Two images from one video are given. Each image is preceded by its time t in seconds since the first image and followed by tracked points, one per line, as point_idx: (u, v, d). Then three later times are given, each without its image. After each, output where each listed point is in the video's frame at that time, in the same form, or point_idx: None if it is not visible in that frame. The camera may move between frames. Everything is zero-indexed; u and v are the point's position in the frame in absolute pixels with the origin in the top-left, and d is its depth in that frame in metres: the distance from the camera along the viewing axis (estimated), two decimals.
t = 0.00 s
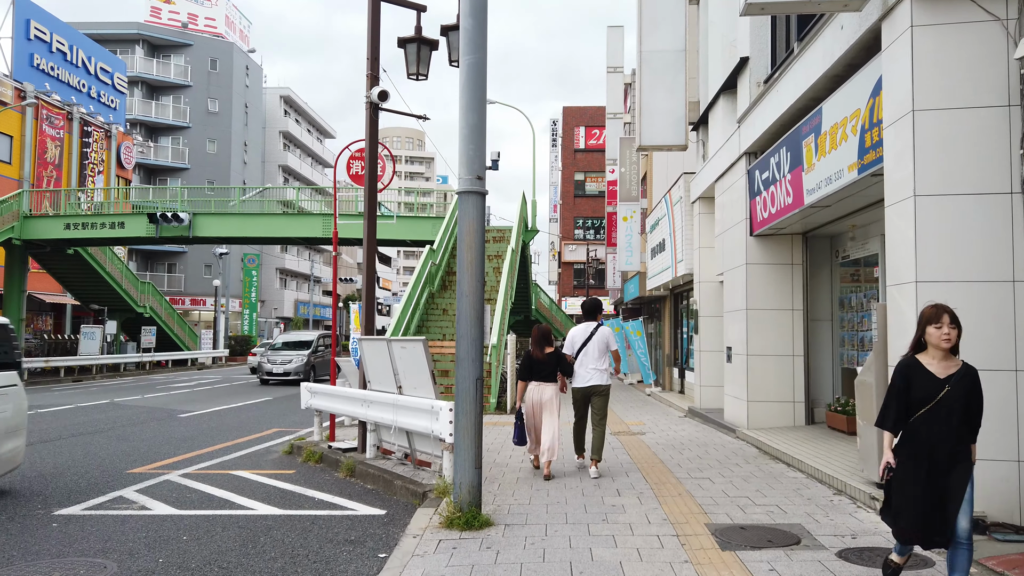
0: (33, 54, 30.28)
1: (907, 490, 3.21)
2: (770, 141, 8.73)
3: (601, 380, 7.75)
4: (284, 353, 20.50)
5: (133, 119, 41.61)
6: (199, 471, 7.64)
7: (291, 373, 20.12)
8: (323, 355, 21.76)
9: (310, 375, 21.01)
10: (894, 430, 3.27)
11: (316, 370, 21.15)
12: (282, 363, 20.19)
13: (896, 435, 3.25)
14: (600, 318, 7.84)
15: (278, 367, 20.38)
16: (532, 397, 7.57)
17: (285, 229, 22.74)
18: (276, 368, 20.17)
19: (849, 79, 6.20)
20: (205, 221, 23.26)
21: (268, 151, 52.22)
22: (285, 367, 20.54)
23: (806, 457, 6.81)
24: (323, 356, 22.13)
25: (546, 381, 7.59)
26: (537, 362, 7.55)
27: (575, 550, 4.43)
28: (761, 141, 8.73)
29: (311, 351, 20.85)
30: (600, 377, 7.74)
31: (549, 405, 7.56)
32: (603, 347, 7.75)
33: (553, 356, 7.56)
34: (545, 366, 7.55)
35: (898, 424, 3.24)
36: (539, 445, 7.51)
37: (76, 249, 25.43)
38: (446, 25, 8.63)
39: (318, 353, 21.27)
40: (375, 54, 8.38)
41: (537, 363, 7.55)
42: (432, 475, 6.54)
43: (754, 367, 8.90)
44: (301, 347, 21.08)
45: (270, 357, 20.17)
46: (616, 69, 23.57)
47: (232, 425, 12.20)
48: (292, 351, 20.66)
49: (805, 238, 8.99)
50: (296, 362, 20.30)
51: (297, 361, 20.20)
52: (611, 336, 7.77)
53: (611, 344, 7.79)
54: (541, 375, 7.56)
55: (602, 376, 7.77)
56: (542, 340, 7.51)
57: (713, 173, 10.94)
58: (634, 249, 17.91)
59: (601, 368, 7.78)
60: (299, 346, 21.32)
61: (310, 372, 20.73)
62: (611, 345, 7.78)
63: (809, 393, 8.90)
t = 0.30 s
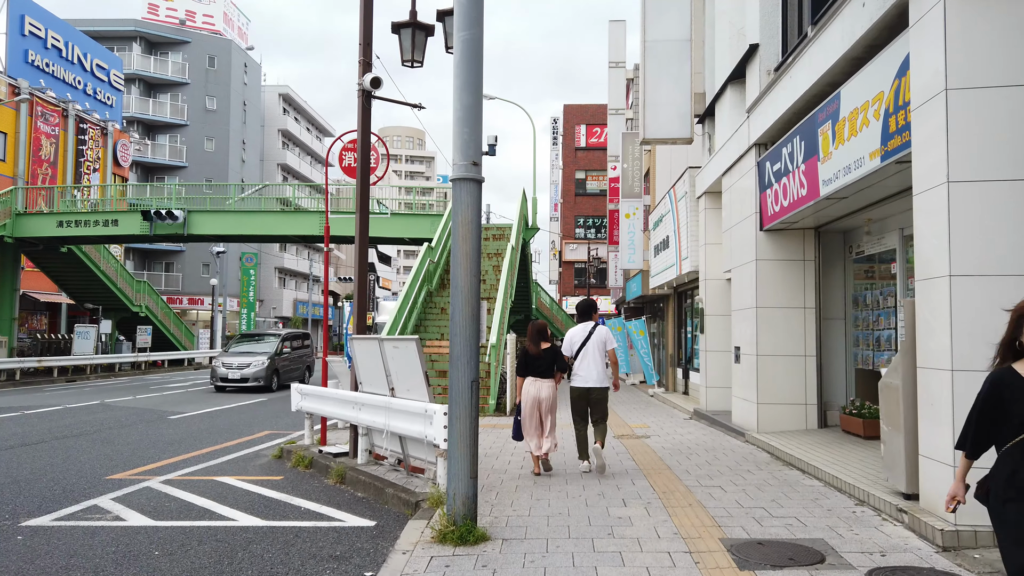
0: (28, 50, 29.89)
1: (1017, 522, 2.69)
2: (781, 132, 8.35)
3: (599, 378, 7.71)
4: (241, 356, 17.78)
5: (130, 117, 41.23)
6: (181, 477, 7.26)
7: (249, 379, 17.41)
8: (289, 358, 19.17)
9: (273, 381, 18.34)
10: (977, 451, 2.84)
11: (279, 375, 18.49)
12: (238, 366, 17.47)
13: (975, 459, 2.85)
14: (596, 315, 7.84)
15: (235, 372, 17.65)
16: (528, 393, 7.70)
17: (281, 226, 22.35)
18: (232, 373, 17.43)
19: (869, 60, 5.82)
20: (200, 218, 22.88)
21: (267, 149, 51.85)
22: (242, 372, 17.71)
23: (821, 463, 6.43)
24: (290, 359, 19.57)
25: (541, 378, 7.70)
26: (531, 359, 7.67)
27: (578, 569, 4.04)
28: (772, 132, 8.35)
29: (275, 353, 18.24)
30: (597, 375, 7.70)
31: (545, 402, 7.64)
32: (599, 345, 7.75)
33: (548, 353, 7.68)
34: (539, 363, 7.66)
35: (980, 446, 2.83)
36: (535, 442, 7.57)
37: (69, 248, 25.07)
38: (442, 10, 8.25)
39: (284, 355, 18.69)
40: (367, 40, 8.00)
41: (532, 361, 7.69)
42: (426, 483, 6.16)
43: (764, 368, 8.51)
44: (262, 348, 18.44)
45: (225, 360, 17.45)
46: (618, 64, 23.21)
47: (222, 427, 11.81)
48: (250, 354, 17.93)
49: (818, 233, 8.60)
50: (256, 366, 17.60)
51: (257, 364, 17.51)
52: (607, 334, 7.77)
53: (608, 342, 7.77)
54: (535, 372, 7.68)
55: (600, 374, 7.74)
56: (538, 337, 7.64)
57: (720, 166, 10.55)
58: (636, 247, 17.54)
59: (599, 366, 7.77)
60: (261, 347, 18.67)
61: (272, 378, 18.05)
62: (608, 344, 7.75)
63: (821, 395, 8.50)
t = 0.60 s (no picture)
0: (22, 46, 29.48)
1: None
2: (792, 120, 7.96)
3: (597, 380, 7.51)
4: (182, 358, 15.03)
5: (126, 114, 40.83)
6: (160, 483, 6.88)
7: (191, 386, 14.66)
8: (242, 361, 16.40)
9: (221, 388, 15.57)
10: None
11: (230, 381, 15.73)
12: (177, 370, 14.71)
13: None
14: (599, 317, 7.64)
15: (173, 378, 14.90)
16: (528, 396, 7.40)
17: (277, 224, 21.96)
18: (170, 379, 14.64)
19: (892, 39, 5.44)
20: (194, 215, 22.48)
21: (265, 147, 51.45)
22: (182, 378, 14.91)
23: (839, 469, 6.05)
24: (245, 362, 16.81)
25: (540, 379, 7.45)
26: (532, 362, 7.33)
27: None
28: (783, 121, 7.96)
29: (224, 355, 15.47)
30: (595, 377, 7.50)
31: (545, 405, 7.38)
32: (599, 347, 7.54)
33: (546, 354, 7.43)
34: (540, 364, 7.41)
35: None
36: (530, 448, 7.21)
37: (62, 245, 24.69)
38: None
39: (236, 357, 15.96)
40: (358, 23, 7.61)
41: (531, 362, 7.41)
42: (418, 490, 5.77)
43: (774, 368, 8.11)
44: (209, 349, 15.63)
45: (162, 363, 14.69)
46: (619, 59, 22.84)
47: (211, 429, 11.43)
48: (193, 356, 15.14)
49: (831, 226, 8.21)
50: (199, 371, 14.83)
51: (201, 369, 14.76)
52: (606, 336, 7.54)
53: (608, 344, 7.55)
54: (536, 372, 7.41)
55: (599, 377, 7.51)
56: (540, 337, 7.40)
57: (727, 158, 10.15)
58: (638, 244, 17.17)
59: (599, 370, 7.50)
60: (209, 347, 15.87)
61: (219, 384, 15.25)
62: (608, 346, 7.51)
63: (835, 396, 8.11)
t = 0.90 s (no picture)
0: (15, 43, 29.08)
1: None
2: (803, 111, 7.57)
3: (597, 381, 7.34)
4: (95, 363, 12.13)
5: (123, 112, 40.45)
6: (136, 494, 6.50)
7: (103, 398, 11.79)
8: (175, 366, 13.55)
9: (145, 400, 12.66)
10: None
11: (157, 391, 12.89)
12: (87, 379, 11.84)
13: None
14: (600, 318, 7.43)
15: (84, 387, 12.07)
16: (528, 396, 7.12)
17: (272, 222, 21.58)
18: (79, 389, 11.79)
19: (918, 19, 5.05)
20: (188, 213, 22.06)
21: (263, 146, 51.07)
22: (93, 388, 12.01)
23: (859, 480, 5.66)
24: (180, 368, 13.89)
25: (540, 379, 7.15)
26: (531, 360, 7.14)
27: None
28: (794, 111, 7.57)
29: (149, 361, 12.56)
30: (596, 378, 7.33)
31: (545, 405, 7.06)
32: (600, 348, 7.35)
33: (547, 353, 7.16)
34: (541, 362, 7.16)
35: None
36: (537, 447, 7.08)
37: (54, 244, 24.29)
38: None
39: (166, 362, 13.09)
40: (347, 7, 7.21)
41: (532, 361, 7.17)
42: (408, 503, 5.38)
43: (785, 370, 7.72)
44: (130, 352, 12.72)
45: (69, 368, 11.83)
46: (620, 54, 22.47)
47: (200, 433, 11.05)
48: (109, 360, 12.28)
49: (844, 222, 7.81)
50: (115, 379, 11.95)
51: (117, 376, 11.91)
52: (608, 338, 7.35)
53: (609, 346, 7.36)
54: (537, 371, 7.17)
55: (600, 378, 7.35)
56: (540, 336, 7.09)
57: (734, 151, 9.75)
58: (641, 242, 16.76)
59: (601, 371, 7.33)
60: (133, 350, 12.96)
61: (142, 395, 12.43)
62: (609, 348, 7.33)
63: (849, 400, 7.71)
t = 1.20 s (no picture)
0: (8, 38, 28.68)
1: None
2: (816, 97, 7.17)
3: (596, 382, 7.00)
4: None
5: (119, 110, 40.05)
6: (109, 502, 6.11)
7: None
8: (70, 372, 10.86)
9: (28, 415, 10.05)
10: None
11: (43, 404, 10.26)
12: None
13: None
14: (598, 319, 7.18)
15: None
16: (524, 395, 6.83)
17: (267, 219, 21.21)
18: None
19: None
20: (181, 211, 21.68)
21: (262, 144, 50.70)
22: None
23: (881, 488, 5.27)
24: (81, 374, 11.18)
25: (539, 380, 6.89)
26: (529, 360, 6.88)
27: None
28: (806, 97, 7.16)
29: (29, 366, 9.93)
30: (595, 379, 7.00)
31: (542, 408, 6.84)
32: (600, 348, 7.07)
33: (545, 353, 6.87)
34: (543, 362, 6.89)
35: None
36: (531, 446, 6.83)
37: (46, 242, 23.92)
38: None
39: (55, 368, 10.43)
40: None
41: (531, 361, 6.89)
42: (396, 513, 4.99)
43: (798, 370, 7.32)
44: (4, 356, 10.03)
45: None
46: (622, 49, 22.06)
47: (187, 434, 10.67)
48: None
49: (860, 214, 7.42)
50: None
51: None
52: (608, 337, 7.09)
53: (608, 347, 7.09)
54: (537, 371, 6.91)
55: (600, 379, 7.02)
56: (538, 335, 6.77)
57: (742, 142, 9.35)
58: (643, 239, 16.43)
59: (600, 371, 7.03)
60: (15, 351, 10.32)
61: (20, 410, 9.80)
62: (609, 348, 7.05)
63: (865, 402, 7.31)
